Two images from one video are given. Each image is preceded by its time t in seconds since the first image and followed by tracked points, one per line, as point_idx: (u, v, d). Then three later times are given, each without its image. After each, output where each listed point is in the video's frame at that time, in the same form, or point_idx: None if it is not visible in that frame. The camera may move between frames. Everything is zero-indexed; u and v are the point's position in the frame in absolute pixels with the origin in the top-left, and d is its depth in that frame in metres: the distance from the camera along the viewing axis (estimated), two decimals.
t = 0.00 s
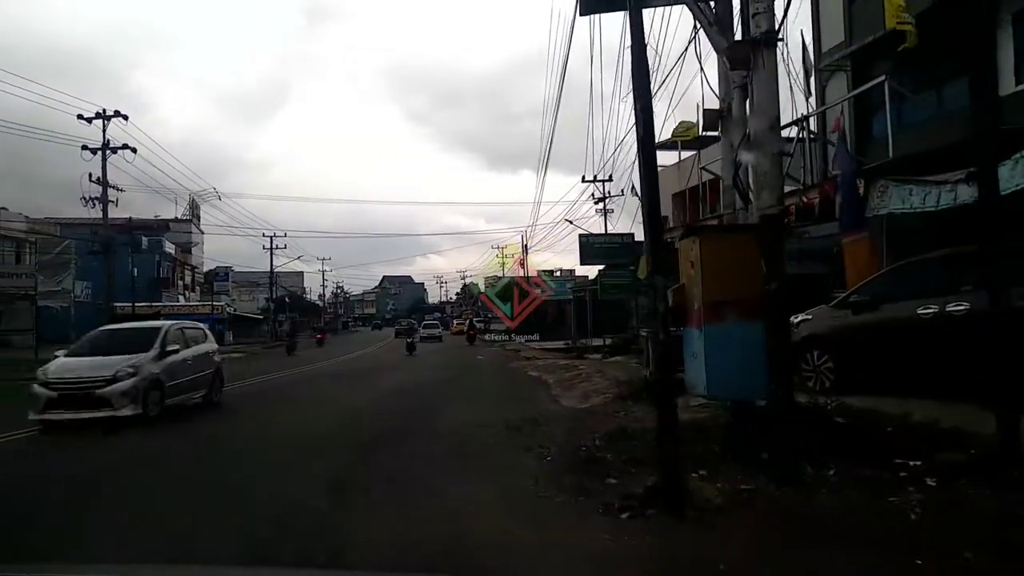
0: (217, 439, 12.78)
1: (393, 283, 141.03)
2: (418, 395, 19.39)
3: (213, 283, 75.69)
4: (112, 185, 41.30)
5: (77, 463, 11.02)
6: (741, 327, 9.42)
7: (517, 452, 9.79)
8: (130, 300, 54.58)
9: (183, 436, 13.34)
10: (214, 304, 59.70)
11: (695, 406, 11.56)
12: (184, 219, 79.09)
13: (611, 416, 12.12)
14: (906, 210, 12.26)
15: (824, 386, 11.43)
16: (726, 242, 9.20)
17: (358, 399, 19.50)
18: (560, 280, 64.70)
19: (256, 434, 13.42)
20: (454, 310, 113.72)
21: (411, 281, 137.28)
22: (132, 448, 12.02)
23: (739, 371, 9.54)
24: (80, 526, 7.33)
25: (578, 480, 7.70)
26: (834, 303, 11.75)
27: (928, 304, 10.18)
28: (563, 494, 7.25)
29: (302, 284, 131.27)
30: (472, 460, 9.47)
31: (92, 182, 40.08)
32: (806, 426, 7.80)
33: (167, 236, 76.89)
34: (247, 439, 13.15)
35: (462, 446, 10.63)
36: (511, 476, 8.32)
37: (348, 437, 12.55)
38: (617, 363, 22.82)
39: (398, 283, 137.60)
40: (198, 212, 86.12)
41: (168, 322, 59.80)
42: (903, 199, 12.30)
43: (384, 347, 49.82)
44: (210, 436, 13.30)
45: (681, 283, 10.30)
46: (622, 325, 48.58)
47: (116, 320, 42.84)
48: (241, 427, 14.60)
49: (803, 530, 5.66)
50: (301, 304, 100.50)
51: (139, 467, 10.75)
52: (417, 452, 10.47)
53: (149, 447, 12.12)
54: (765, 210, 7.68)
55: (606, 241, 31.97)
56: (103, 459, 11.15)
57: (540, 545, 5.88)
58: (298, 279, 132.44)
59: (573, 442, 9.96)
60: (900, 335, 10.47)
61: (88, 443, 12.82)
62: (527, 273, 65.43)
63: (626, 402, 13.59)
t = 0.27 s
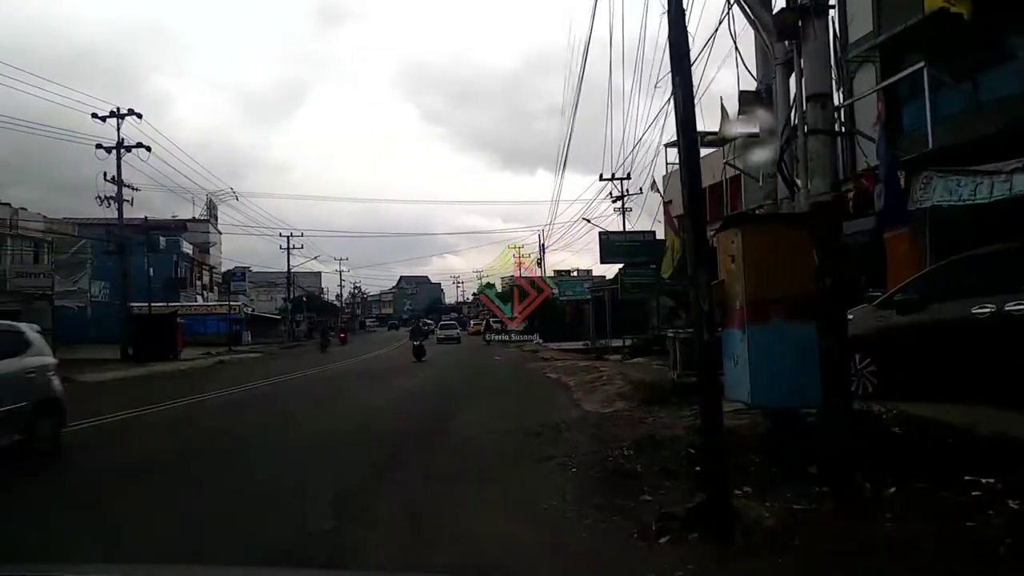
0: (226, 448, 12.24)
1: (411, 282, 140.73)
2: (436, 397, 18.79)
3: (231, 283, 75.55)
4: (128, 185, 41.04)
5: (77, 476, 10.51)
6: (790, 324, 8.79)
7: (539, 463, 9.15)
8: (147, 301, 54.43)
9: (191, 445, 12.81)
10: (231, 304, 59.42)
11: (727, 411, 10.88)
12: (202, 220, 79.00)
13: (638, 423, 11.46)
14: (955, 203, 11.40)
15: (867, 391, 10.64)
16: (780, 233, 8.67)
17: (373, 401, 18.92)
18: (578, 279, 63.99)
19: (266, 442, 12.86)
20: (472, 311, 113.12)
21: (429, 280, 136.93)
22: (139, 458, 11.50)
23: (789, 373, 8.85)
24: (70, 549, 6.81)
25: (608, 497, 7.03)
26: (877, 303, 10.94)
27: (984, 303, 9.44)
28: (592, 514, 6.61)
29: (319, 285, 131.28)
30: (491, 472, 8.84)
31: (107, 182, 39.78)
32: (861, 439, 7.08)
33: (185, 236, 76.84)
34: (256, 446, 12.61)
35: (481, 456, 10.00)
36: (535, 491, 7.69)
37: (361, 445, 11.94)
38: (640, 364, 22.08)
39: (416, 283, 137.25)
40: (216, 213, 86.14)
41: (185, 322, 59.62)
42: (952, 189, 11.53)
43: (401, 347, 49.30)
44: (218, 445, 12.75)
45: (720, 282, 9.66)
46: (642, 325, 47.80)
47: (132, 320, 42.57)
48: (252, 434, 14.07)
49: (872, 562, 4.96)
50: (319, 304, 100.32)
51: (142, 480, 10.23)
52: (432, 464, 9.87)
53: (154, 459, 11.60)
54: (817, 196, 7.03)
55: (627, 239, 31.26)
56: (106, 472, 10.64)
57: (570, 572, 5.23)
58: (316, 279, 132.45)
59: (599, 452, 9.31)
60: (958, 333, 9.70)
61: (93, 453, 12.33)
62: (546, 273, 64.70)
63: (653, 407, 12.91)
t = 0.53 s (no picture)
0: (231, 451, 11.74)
1: (423, 281, 140.32)
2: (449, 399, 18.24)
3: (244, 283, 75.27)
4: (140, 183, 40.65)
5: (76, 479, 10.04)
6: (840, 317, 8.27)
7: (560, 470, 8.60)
8: (158, 300, 54.13)
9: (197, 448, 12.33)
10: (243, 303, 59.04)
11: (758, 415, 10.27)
12: (215, 219, 78.73)
13: (663, 426, 10.86)
14: (1004, 193, 10.80)
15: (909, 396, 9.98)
16: (828, 219, 8.23)
17: (386, 403, 18.34)
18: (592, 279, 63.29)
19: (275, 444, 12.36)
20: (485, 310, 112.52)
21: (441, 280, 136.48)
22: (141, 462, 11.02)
23: (838, 372, 8.31)
24: (59, 558, 6.29)
25: (640, 513, 6.43)
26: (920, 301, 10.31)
27: None
28: (619, 529, 6.06)
29: (332, 284, 131.02)
30: (509, 481, 8.30)
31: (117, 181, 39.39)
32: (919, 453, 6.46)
33: (197, 235, 76.60)
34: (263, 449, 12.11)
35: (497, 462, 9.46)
36: (556, 503, 7.14)
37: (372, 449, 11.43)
38: (659, 366, 21.40)
39: (429, 283, 136.74)
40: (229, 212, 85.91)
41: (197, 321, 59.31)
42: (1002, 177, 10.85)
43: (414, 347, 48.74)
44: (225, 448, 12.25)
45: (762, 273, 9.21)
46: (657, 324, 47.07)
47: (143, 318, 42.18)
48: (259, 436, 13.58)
49: None
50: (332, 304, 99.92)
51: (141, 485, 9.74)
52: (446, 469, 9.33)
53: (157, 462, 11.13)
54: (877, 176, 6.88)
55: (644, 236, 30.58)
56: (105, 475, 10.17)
57: None
58: (329, 279, 132.16)
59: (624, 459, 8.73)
60: (1000, 329, 10.32)
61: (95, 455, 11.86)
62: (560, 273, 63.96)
63: (676, 410, 12.31)
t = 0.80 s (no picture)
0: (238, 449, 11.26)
1: (433, 279, 139.78)
2: (461, 400, 17.71)
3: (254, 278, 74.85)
4: (149, 176, 40.13)
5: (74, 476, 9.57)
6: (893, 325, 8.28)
7: (583, 480, 8.08)
8: (167, 294, 53.70)
9: (202, 446, 11.84)
10: (252, 298, 58.57)
11: (790, 426, 9.70)
12: (225, 213, 78.29)
13: (688, 434, 10.31)
14: None
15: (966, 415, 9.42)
16: (890, 211, 8.23)
17: (395, 401, 17.82)
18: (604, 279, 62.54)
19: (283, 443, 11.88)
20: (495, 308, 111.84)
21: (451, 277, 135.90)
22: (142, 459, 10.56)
23: (887, 379, 8.38)
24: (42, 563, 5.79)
25: (676, 536, 5.87)
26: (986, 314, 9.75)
27: None
28: (655, 553, 5.55)
29: (342, 280, 130.60)
30: (530, 491, 7.78)
31: (126, 172, 38.89)
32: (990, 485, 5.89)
33: (208, 229, 76.19)
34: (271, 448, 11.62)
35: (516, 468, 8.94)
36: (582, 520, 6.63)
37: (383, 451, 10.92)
38: (677, 367, 20.77)
39: (440, 280, 136.46)
40: (240, 207, 85.54)
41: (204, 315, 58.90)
42: None
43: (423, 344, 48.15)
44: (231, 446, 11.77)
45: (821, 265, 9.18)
46: (670, 325, 46.32)
47: (150, 312, 41.68)
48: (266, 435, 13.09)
49: None
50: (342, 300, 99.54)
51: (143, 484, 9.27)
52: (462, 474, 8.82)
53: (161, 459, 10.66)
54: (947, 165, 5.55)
55: (660, 236, 29.91)
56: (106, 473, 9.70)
57: None
58: (339, 274, 131.73)
59: (651, 471, 8.20)
60: None
61: (96, 452, 11.38)
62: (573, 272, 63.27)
63: (700, 417, 11.74)
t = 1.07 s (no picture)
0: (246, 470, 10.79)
1: (449, 280, 139.34)
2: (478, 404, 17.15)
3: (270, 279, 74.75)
4: (164, 177, 39.87)
5: (73, 502, 9.12)
6: (965, 324, 8.77)
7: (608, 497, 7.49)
8: (182, 296, 53.62)
9: (209, 462, 11.37)
10: (267, 300, 58.39)
11: (829, 433, 9.05)
12: (241, 215, 78.14)
13: (719, 442, 9.68)
14: None
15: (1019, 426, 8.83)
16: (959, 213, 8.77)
17: (411, 403, 17.43)
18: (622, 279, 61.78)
19: (294, 461, 11.39)
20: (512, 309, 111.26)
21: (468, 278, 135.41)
22: (147, 483, 10.09)
23: (957, 375, 8.79)
24: None
25: (707, 559, 5.45)
26: None
27: None
28: None
29: (359, 281, 130.49)
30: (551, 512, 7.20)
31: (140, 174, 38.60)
32: None
33: (224, 231, 76.06)
34: (279, 466, 11.13)
35: (536, 488, 8.37)
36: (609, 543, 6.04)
37: (397, 470, 10.38)
38: (699, 370, 20.24)
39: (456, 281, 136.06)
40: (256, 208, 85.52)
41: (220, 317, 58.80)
42: None
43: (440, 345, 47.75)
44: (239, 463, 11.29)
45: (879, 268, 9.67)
46: (690, 326, 45.51)
47: (165, 314, 41.41)
48: (276, 447, 12.60)
49: None
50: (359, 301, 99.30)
51: (145, 509, 8.81)
52: (479, 498, 8.26)
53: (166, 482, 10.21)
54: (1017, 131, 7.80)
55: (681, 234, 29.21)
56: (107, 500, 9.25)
57: None
58: (356, 275, 131.62)
59: (681, 484, 7.60)
60: None
61: (100, 469, 10.94)
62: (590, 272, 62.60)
63: (730, 423, 11.11)
